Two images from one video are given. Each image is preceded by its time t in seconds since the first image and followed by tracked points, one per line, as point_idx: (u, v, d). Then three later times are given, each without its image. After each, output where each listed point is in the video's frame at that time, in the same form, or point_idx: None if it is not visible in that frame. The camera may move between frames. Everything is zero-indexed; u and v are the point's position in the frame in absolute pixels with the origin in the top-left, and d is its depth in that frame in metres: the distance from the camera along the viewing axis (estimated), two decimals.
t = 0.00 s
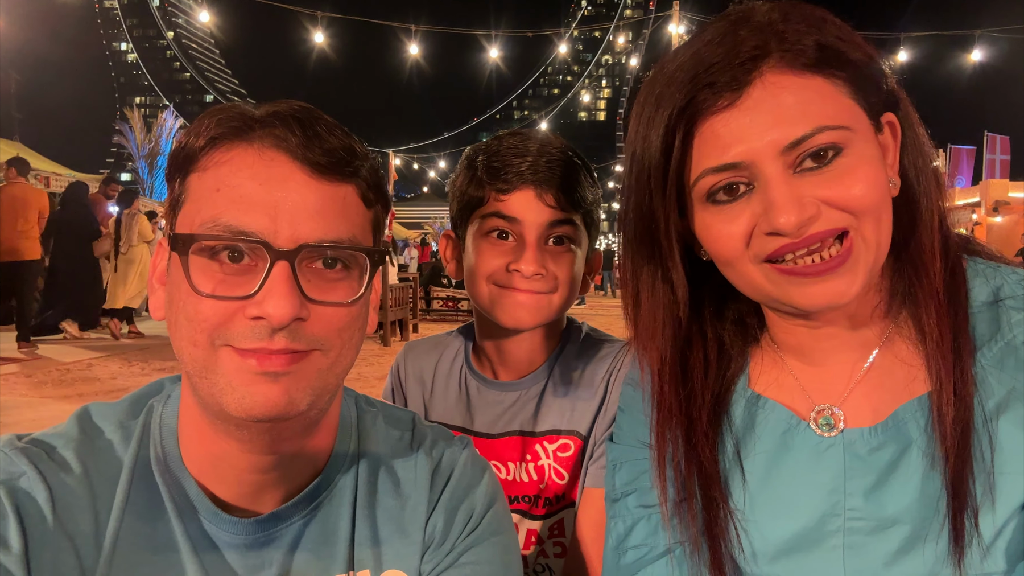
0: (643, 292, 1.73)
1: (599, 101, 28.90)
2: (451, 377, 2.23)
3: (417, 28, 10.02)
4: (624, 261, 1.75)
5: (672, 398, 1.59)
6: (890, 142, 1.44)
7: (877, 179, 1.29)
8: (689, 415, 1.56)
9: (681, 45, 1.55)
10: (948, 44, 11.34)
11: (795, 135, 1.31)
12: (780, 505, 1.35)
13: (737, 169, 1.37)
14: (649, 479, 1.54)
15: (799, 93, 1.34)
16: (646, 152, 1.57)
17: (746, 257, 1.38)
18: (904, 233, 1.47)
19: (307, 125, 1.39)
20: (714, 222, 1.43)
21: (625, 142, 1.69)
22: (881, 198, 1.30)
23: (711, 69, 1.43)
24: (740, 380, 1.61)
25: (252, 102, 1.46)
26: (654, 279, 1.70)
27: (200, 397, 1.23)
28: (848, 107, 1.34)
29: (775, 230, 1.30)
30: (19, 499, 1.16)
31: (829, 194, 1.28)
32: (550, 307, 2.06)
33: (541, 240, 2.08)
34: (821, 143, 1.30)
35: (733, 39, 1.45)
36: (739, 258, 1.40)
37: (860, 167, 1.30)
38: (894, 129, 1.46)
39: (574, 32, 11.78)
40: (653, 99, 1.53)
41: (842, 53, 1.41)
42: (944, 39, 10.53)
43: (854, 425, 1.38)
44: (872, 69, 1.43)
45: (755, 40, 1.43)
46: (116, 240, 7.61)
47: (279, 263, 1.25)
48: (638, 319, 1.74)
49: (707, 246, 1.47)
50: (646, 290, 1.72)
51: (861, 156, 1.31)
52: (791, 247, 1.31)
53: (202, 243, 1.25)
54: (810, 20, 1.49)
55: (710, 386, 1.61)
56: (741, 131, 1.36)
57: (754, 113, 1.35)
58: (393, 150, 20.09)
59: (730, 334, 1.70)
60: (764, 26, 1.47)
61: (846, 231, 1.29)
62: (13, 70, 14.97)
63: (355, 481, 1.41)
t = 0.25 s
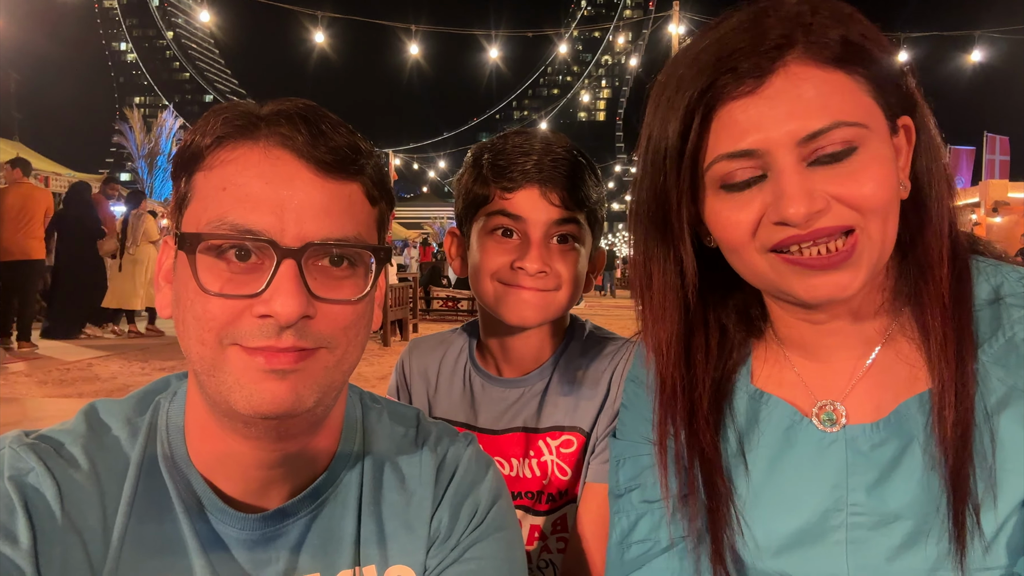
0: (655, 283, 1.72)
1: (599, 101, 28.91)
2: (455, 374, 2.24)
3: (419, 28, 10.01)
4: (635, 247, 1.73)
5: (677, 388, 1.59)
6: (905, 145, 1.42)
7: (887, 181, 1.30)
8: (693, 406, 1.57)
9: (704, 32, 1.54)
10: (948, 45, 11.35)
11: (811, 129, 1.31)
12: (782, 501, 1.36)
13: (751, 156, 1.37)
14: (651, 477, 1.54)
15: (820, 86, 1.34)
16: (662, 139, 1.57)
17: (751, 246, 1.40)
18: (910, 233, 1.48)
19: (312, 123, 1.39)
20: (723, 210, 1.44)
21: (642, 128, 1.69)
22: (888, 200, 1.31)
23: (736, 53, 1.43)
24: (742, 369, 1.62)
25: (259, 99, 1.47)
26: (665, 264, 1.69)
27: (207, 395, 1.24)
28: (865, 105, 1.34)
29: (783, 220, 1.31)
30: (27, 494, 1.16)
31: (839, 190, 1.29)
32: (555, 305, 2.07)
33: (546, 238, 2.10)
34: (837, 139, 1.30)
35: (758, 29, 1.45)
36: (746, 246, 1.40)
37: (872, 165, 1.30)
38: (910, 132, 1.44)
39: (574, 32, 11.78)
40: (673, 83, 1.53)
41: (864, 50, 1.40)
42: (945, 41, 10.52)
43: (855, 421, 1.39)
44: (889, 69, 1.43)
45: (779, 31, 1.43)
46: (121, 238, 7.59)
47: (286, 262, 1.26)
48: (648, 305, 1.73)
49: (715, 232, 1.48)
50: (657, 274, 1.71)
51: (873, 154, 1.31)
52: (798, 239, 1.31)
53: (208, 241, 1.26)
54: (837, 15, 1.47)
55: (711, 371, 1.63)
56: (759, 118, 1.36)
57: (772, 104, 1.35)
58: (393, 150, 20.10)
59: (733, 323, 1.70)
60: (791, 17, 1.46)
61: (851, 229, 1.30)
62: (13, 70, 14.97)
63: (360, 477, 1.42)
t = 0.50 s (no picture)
0: (653, 277, 1.73)
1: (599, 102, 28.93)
2: (455, 373, 2.26)
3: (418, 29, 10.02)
4: (631, 247, 1.74)
5: (668, 381, 1.63)
6: (896, 146, 1.43)
7: (875, 186, 1.31)
8: (687, 405, 1.58)
9: (696, 33, 1.55)
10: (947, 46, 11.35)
11: (799, 135, 1.32)
12: (776, 498, 1.37)
13: (740, 161, 1.38)
14: (646, 474, 1.56)
15: (810, 90, 1.34)
16: (655, 135, 1.57)
17: (738, 250, 1.42)
18: (901, 234, 1.49)
19: (312, 123, 1.40)
20: (715, 211, 1.45)
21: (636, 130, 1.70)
22: (876, 204, 1.31)
23: (727, 58, 1.44)
24: (734, 365, 1.64)
25: (259, 99, 1.48)
26: (664, 263, 1.71)
27: (208, 394, 1.25)
28: (857, 110, 1.34)
29: (769, 226, 1.32)
30: (28, 492, 1.18)
31: (827, 196, 1.29)
32: (555, 304, 2.09)
33: (546, 238, 2.11)
34: (826, 143, 1.31)
35: (751, 32, 1.44)
36: (734, 250, 1.42)
37: (859, 172, 1.30)
38: (902, 134, 1.44)
39: (574, 33, 11.79)
40: (665, 86, 1.53)
41: (857, 55, 1.39)
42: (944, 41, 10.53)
43: (847, 418, 1.40)
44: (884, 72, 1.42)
45: (772, 34, 1.42)
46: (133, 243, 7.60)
47: (287, 261, 1.27)
48: (645, 304, 1.74)
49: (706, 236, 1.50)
50: (656, 275, 1.72)
51: (863, 161, 1.32)
52: (785, 245, 1.32)
53: (208, 241, 1.28)
54: (831, 17, 1.46)
55: (704, 366, 1.65)
56: (748, 123, 1.37)
57: (762, 109, 1.35)
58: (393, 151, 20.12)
59: (725, 320, 1.72)
60: (785, 20, 1.45)
61: (835, 234, 1.31)
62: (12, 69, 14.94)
63: (360, 475, 1.43)
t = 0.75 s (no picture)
0: (647, 284, 1.73)
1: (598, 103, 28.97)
2: (453, 370, 2.26)
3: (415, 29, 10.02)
4: (621, 257, 1.76)
5: (662, 386, 1.62)
6: (877, 140, 1.43)
7: (857, 182, 1.31)
8: (681, 402, 1.59)
9: (673, 41, 1.56)
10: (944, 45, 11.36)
11: (778, 139, 1.32)
12: (768, 493, 1.38)
13: (720, 169, 1.39)
14: (639, 469, 1.57)
15: (786, 95, 1.34)
16: (638, 143, 1.59)
17: (727, 255, 1.42)
18: (887, 231, 1.50)
19: (307, 119, 1.41)
20: (700, 220, 1.46)
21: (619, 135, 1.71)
22: (860, 200, 1.31)
23: (700, 68, 1.44)
24: (727, 369, 1.64)
25: (254, 95, 1.48)
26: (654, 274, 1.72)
27: (205, 389, 1.26)
28: (833, 109, 1.34)
29: (754, 232, 1.33)
30: (26, 485, 1.19)
31: (809, 197, 1.29)
32: (552, 301, 2.10)
33: (542, 235, 2.12)
34: (804, 145, 1.31)
35: (722, 40, 1.45)
36: (723, 255, 1.43)
37: (839, 171, 1.31)
38: (882, 127, 1.45)
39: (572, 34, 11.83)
40: (645, 93, 1.56)
41: (827, 54, 1.40)
42: (941, 41, 10.54)
43: (838, 414, 1.41)
44: (858, 68, 1.43)
45: (744, 40, 1.43)
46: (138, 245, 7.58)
47: (282, 256, 1.28)
48: (641, 305, 1.75)
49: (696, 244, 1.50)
50: (649, 283, 1.73)
51: (843, 158, 1.32)
52: (771, 249, 1.33)
53: (204, 237, 1.29)
54: (802, 19, 1.48)
55: (700, 372, 1.65)
56: (727, 130, 1.38)
57: (739, 116, 1.36)
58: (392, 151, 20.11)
59: (720, 324, 1.72)
60: (754, 26, 1.46)
61: (823, 235, 1.30)
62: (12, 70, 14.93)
63: (357, 470, 1.43)
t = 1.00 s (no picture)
0: (643, 278, 1.75)
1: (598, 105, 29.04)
2: (452, 365, 2.28)
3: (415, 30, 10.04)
4: (617, 254, 1.78)
5: (660, 381, 1.63)
6: (871, 131, 1.45)
7: (852, 170, 1.32)
8: (679, 397, 1.61)
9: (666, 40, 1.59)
10: (943, 47, 11.39)
11: (771, 129, 1.34)
12: (764, 486, 1.39)
13: (715, 162, 1.41)
14: (637, 461, 1.58)
15: (776, 88, 1.36)
16: (633, 141, 1.62)
17: (728, 248, 1.43)
18: (882, 224, 1.52)
19: (307, 115, 1.42)
20: (699, 214, 1.47)
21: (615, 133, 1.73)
22: (855, 188, 1.32)
23: (691, 64, 1.47)
24: (726, 364, 1.65)
25: (254, 92, 1.50)
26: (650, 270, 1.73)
27: (206, 382, 1.28)
28: (826, 100, 1.36)
29: (753, 222, 1.34)
30: (28, 476, 1.21)
31: (804, 185, 1.31)
32: (550, 297, 2.11)
33: (539, 232, 2.14)
34: (798, 135, 1.33)
35: (712, 36, 1.48)
36: (723, 249, 1.44)
37: (832, 160, 1.32)
38: (875, 118, 1.47)
39: (572, 35, 11.86)
40: (638, 91, 1.59)
41: (818, 47, 1.42)
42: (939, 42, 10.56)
43: (835, 406, 1.42)
44: (848, 59, 1.44)
45: (733, 35, 1.46)
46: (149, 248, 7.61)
47: (282, 251, 1.29)
48: (637, 304, 1.76)
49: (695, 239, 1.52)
50: (647, 278, 1.74)
51: (837, 148, 1.33)
52: (772, 242, 1.34)
53: (206, 232, 1.30)
54: (790, 13, 1.49)
55: (699, 369, 1.66)
56: (721, 123, 1.40)
57: (733, 108, 1.38)
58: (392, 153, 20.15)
59: (718, 321, 1.73)
60: (745, 21, 1.49)
61: (820, 226, 1.32)
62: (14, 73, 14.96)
63: (357, 462, 1.45)
